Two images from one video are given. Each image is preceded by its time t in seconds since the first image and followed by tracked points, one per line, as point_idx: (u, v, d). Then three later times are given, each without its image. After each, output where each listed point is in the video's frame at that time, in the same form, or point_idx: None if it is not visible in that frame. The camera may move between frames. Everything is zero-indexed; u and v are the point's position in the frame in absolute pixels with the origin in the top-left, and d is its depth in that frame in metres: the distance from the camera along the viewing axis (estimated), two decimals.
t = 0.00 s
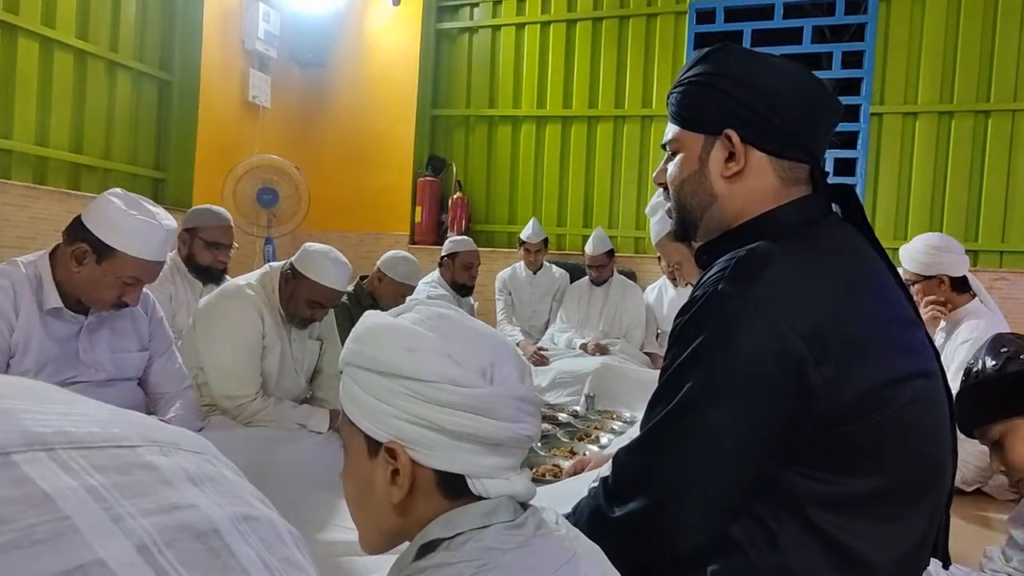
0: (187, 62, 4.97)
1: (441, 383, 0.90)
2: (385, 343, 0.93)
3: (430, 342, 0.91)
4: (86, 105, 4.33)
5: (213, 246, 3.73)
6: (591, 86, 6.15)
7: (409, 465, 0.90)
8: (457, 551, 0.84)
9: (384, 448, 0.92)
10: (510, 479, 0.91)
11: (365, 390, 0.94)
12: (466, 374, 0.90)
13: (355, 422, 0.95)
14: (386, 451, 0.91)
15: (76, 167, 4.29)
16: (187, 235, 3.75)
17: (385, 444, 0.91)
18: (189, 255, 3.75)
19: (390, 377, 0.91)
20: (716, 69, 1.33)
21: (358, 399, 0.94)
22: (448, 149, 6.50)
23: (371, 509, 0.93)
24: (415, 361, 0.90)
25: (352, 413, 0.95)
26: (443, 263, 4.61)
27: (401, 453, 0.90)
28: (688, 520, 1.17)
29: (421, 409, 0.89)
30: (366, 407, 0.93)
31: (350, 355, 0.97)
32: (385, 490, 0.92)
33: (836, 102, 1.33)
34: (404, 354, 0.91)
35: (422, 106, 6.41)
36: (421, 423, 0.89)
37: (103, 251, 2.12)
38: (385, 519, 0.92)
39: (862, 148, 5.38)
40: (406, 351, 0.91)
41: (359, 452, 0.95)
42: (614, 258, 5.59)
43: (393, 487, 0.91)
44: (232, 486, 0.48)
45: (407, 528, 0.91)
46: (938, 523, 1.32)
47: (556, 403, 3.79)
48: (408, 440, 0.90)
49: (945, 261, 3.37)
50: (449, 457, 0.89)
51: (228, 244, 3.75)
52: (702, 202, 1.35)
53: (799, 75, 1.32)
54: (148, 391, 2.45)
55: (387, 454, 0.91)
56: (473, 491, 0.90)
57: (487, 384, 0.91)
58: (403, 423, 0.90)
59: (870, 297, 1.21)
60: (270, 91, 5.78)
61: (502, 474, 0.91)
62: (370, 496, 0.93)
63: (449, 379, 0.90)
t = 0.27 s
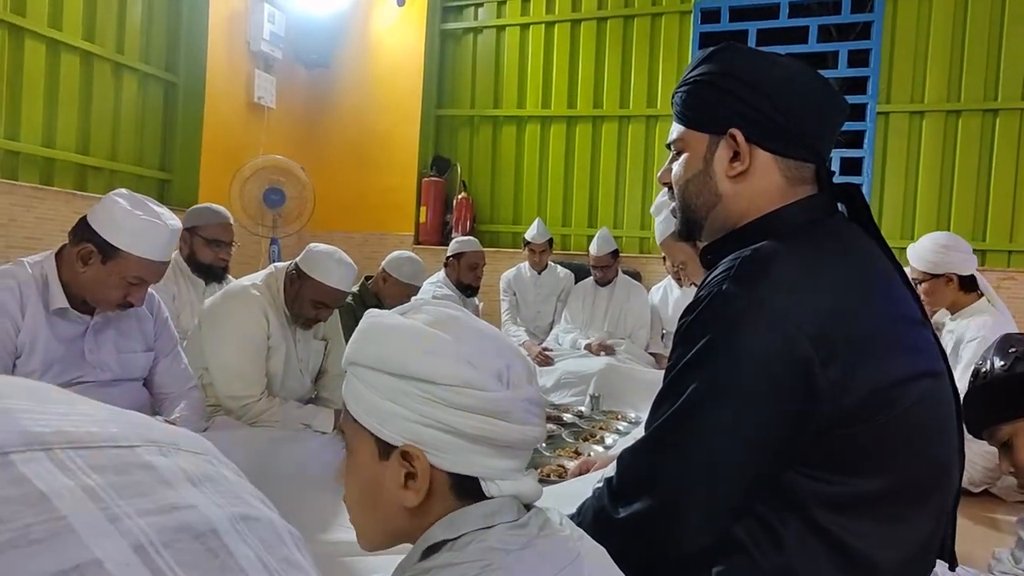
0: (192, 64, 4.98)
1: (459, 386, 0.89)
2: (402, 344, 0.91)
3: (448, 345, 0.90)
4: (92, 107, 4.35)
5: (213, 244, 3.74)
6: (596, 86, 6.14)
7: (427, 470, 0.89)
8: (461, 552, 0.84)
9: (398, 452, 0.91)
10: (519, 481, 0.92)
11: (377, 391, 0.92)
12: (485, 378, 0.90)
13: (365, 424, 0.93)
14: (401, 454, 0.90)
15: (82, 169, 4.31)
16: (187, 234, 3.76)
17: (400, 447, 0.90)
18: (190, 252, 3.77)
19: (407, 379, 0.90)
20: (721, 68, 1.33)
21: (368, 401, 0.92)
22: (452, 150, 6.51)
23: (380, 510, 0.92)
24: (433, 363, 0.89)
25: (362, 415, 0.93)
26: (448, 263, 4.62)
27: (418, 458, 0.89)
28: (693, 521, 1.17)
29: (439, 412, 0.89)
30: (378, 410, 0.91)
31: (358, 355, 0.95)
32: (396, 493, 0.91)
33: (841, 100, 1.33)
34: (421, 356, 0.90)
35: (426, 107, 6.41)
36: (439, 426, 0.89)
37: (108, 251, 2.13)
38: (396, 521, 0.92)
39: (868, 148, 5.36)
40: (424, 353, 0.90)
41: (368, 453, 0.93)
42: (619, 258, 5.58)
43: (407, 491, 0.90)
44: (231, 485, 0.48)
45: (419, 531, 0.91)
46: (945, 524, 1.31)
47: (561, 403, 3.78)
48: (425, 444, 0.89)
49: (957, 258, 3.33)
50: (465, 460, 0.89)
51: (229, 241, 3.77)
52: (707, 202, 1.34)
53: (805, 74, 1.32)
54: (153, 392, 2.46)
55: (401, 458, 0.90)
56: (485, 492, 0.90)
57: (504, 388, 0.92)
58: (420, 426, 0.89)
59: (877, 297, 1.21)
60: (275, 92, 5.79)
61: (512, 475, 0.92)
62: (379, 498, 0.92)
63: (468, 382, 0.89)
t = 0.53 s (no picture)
0: (197, 65, 4.99)
1: (483, 389, 0.91)
2: (426, 346, 0.91)
3: (470, 347, 0.92)
4: (97, 109, 4.36)
5: (217, 244, 3.76)
6: (600, 86, 6.14)
7: (445, 472, 0.90)
8: (465, 553, 0.84)
9: (414, 454, 0.91)
10: (529, 481, 0.94)
11: (396, 392, 0.92)
12: (507, 381, 0.92)
13: (382, 426, 0.93)
14: (420, 456, 0.91)
15: (87, 170, 4.32)
16: (192, 235, 3.77)
17: (419, 449, 0.91)
18: (195, 254, 3.77)
19: (431, 382, 0.91)
20: (725, 67, 1.32)
21: (386, 401, 0.92)
22: (456, 150, 6.51)
23: (390, 511, 0.92)
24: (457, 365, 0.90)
25: (378, 416, 0.92)
26: (452, 263, 4.62)
27: (436, 460, 0.90)
28: (698, 522, 1.17)
29: (462, 414, 0.90)
30: (397, 411, 0.91)
31: (373, 355, 0.95)
32: (411, 495, 0.91)
33: (846, 99, 1.32)
34: (446, 359, 0.91)
35: (430, 107, 6.42)
36: (461, 428, 0.90)
37: (113, 252, 2.13)
38: (408, 522, 0.92)
39: (872, 147, 5.35)
40: (449, 356, 0.91)
41: (381, 454, 0.93)
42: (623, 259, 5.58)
43: (422, 493, 0.91)
44: (234, 485, 0.48)
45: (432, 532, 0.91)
46: (951, 525, 1.30)
47: (565, 404, 3.78)
48: (447, 446, 0.90)
49: (965, 255, 3.31)
50: (484, 462, 0.90)
51: (234, 242, 3.77)
52: (712, 201, 1.34)
53: (809, 73, 1.31)
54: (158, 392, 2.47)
55: (418, 460, 0.91)
56: (498, 493, 0.92)
57: (523, 391, 0.94)
58: (441, 428, 0.90)
59: (882, 297, 1.20)
60: (279, 93, 5.80)
61: (524, 476, 0.94)
62: (391, 500, 0.92)
63: (491, 385, 0.91)
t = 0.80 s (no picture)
0: (198, 65, 4.99)
1: (495, 391, 0.92)
2: (438, 347, 0.92)
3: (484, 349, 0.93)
4: (99, 110, 4.36)
5: (224, 248, 3.75)
6: (601, 87, 6.14)
7: (453, 473, 0.90)
8: (467, 553, 0.84)
9: (422, 455, 0.91)
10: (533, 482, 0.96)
11: (406, 392, 0.92)
12: (516, 383, 0.94)
13: (390, 426, 0.92)
14: (430, 457, 0.91)
15: (89, 171, 4.33)
16: (199, 238, 3.77)
17: (429, 450, 0.90)
18: (202, 257, 3.77)
19: (442, 382, 0.91)
20: (726, 68, 1.32)
21: (396, 401, 0.92)
22: (457, 151, 6.52)
23: (397, 511, 0.92)
24: (472, 366, 0.91)
25: (386, 416, 0.92)
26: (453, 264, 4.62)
27: (445, 461, 0.90)
28: (699, 522, 1.17)
29: (475, 415, 0.91)
30: (410, 412, 0.91)
31: (382, 354, 0.94)
32: (418, 496, 0.91)
33: (848, 100, 1.32)
34: (459, 359, 0.91)
35: (431, 108, 6.42)
36: (474, 430, 0.91)
37: (114, 252, 2.13)
38: (415, 523, 0.92)
39: (874, 148, 5.34)
40: (461, 357, 0.92)
41: (388, 455, 0.93)
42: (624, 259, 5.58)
43: (430, 495, 0.90)
44: (234, 485, 0.48)
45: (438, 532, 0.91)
46: (953, 526, 1.30)
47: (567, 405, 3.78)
48: (457, 447, 0.90)
49: (970, 254, 3.30)
50: (492, 463, 0.91)
51: (240, 246, 3.75)
52: (713, 202, 1.34)
53: (810, 73, 1.31)
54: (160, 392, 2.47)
55: (426, 461, 0.91)
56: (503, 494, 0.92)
57: (530, 394, 0.96)
58: (454, 429, 0.91)
59: (884, 298, 1.20)
60: (280, 94, 5.81)
61: (527, 478, 0.95)
62: (397, 500, 0.92)
63: (504, 387, 0.93)
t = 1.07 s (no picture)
0: (198, 67, 5.00)
1: (499, 391, 0.92)
2: (442, 346, 0.92)
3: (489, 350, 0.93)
4: (100, 112, 4.37)
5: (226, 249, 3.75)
6: (601, 88, 6.14)
7: (458, 473, 0.90)
8: (468, 552, 0.84)
9: (427, 454, 0.91)
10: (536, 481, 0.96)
11: (412, 392, 0.92)
12: (520, 383, 0.94)
13: (395, 425, 0.92)
14: (434, 457, 0.91)
15: (90, 173, 4.34)
16: (199, 239, 3.78)
17: (434, 449, 0.91)
18: (202, 257, 3.77)
19: (447, 382, 0.91)
20: (725, 68, 1.32)
21: (400, 401, 0.92)
22: (457, 152, 6.52)
23: (401, 512, 0.92)
24: (477, 367, 0.91)
25: (390, 416, 0.92)
26: (453, 265, 4.62)
27: (450, 460, 0.90)
28: (699, 523, 1.17)
29: (479, 415, 0.91)
30: (414, 411, 0.91)
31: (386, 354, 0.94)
32: (422, 495, 0.91)
33: (847, 100, 1.32)
34: (464, 359, 0.91)
35: (431, 109, 6.43)
36: (478, 430, 0.91)
37: (115, 253, 2.14)
38: (419, 521, 0.92)
39: (874, 148, 5.34)
40: (466, 357, 0.92)
41: (390, 455, 0.93)
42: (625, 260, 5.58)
43: (434, 494, 0.91)
44: (234, 486, 0.48)
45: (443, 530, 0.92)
46: (954, 527, 1.30)
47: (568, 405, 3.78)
48: (462, 447, 0.90)
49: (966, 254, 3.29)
50: (494, 463, 0.91)
51: (240, 245, 3.76)
52: (713, 203, 1.34)
53: (810, 73, 1.31)
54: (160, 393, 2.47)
55: (430, 460, 0.91)
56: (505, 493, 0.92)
57: (533, 394, 0.96)
58: (459, 429, 0.91)
59: (885, 298, 1.20)
60: (280, 95, 5.81)
61: (530, 477, 0.95)
62: (401, 500, 0.92)
63: (508, 388, 0.93)
